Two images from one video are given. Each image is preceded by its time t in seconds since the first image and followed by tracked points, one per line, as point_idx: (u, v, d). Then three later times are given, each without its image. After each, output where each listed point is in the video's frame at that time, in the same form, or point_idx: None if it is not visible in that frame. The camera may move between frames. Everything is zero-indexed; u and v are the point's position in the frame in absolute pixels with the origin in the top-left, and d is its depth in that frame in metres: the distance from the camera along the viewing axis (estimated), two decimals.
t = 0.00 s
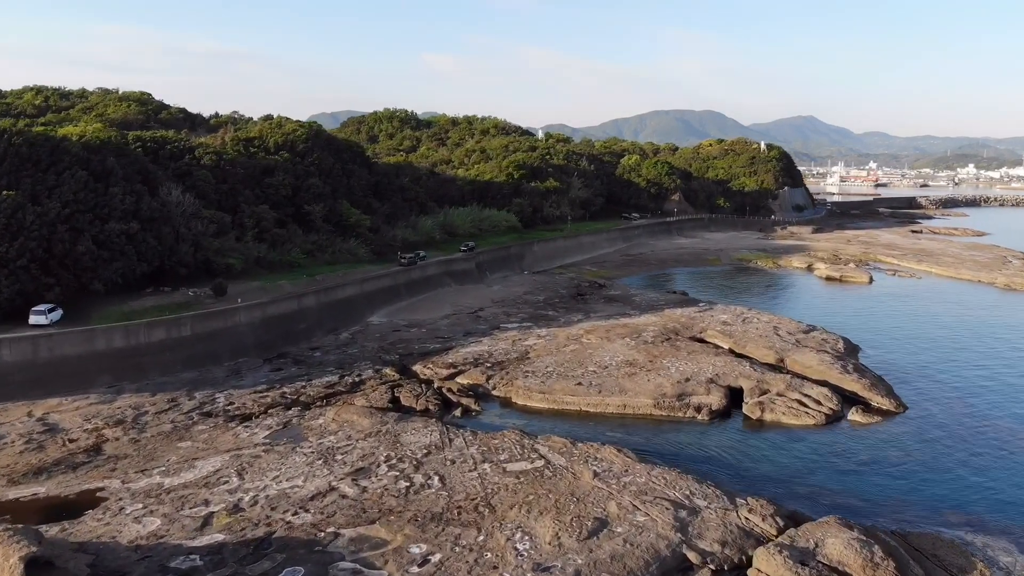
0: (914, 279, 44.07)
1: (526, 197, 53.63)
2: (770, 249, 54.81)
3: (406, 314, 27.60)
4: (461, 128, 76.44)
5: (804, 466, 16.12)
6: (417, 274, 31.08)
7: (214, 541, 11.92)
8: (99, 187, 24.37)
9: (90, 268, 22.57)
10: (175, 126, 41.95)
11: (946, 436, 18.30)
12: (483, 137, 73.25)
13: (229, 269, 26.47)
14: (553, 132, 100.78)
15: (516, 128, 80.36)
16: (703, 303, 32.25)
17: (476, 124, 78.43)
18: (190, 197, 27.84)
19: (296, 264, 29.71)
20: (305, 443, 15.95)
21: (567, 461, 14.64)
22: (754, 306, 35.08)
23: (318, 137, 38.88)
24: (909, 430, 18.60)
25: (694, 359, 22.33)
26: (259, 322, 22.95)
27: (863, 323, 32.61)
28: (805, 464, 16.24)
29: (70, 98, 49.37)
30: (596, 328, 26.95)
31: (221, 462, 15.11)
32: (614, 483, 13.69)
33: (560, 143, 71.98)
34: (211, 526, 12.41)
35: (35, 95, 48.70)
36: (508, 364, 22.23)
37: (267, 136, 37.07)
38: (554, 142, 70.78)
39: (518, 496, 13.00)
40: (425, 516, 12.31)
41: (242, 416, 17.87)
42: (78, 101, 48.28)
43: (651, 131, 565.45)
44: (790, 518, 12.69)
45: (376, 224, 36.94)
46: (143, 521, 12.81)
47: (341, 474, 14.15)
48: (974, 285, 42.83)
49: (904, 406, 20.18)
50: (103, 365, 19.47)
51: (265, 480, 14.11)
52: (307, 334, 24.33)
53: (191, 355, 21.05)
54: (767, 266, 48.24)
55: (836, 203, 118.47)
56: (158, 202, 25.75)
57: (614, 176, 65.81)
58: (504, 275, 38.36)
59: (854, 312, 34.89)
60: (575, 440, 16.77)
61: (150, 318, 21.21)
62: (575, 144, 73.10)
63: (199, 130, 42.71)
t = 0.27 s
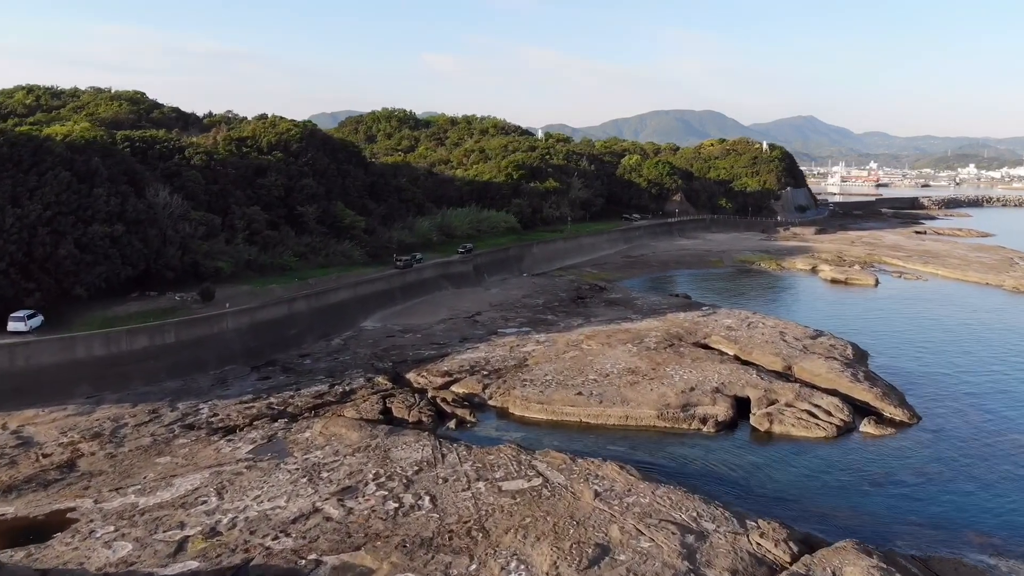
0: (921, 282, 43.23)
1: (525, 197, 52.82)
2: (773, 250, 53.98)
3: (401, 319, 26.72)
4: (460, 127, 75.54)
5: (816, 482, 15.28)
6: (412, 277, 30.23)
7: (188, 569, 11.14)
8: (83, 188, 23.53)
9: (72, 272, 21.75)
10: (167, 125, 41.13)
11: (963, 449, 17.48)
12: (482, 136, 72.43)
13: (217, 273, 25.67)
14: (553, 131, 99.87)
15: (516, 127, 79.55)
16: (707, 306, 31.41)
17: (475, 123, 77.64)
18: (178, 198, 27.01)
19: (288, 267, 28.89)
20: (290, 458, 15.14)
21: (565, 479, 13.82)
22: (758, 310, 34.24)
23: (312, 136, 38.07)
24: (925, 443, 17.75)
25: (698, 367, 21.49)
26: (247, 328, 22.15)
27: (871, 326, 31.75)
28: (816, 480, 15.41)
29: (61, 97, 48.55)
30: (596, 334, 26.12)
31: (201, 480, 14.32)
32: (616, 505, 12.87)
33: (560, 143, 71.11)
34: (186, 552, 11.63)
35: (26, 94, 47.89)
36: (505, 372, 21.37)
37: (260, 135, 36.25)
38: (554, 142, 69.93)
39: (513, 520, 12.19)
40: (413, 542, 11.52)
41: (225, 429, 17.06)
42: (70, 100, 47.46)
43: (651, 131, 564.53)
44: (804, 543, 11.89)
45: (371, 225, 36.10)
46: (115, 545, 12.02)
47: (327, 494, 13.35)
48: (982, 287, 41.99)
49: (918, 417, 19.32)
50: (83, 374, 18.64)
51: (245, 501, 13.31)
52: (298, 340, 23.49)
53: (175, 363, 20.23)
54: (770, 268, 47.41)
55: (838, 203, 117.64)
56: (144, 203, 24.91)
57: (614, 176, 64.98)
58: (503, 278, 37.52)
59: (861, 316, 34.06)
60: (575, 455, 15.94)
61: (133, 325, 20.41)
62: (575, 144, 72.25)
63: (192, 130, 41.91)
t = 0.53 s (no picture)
0: (927, 285, 42.41)
1: (524, 198, 52.00)
2: (775, 252, 53.16)
3: (394, 324, 25.84)
4: (459, 127, 74.68)
5: (827, 501, 14.47)
6: (407, 281, 29.34)
7: None
8: (63, 189, 22.68)
9: (51, 277, 20.90)
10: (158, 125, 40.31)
11: (981, 463, 16.64)
12: (481, 136, 71.61)
13: (203, 277, 24.84)
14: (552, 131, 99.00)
15: (515, 127, 78.74)
16: (709, 311, 30.59)
17: (474, 123, 76.84)
18: (165, 200, 26.16)
19: (277, 270, 28.06)
20: (271, 476, 14.32)
21: (562, 500, 12.98)
22: (762, 314, 33.41)
23: (306, 135, 37.26)
24: (940, 457, 16.93)
25: (701, 376, 20.65)
26: (232, 335, 21.31)
27: (878, 331, 30.92)
28: (827, 498, 14.59)
29: (52, 96, 47.73)
30: (596, 340, 25.27)
31: (175, 501, 13.50)
32: (617, 531, 12.04)
33: (560, 143, 70.29)
34: None
35: (16, 92, 47.06)
36: (501, 380, 20.55)
37: (251, 135, 35.44)
38: (553, 142, 69.11)
39: (506, 547, 11.38)
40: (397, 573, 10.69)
41: (205, 443, 16.23)
42: (61, 99, 46.64)
43: (651, 131, 563.71)
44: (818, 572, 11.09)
45: (366, 227, 35.26)
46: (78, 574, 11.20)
47: (307, 517, 12.53)
48: (989, 290, 41.16)
49: (931, 428, 18.48)
50: (58, 384, 17.81)
51: (220, 525, 12.49)
52: (286, 348, 22.65)
53: (156, 372, 19.40)
54: (773, 270, 46.59)
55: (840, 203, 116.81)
56: (128, 205, 24.08)
57: (614, 177, 64.17)
58: (500, 281, 36.66)
59: (867, 319, 33.23)
60: (573, 472, 15.10)
61: (112, 332, 19.59)
62: (574, 145, 71.41)
63: (184, 129, 41.12)
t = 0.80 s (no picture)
0: (932, 287, 41.60)
1: (522, 199, 51.18)
2: (777, 254, 52.33)
3: (385, 330, 24.95)
4: (457, 127, 73.89)
5: (837, 522, 13.64)
6: (400, 285, 28.44)
7: None
8: (42, 190, 21.80)
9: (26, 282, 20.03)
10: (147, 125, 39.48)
11: (998, 479, 15.81)
12: (479, 136, 70.79)
13: (188, 282, 24.00)
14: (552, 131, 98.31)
15: (514, 127, 77.94)
16: (711, 315, 29.75)
17: (472, 123, 76.04)
18: (149, 202, 25.31)
19: (265, 274, 27.23)
20: (247, 497, 13.48)
21: (555, 524, 12.15)
22: (765, 318, 32.58)
23: (298, 135, 36.45)
24: (954, 472, 16.11)
25: (703, 385, 19.80)
26: (215, 343, 20.46)
27: (885, 335, 30.09)
28: (838, 519, 13.75)
29: (41, 95, 46.89)
30: (594, 346, 24.42)
31: (144, 524, 12.66)
32: (614, 559, 11.24)
33: (559, 143, 69.51)
34: None
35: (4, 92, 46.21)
36: (494, 389, 19.69)
37: (242, 135, 34.62)
38: (552, 142, 68.29)
39: None
40: None
41: (181, 460, 15.40)
42: (50, 98, 45.80)
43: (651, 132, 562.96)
44: None
45: (358, 229, 34.44)
46: None
47: (283, 543, 11.70)
48: (996, 293, 40.35)
49: (944, 441, 17.64)
50: (29, 396, 16.95)
51: (190, 552, 11.66)
52: (271, 356, 21.80)
53: (134, 383, 18.55)
54: (775, 272, 45.76)
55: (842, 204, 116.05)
56: (110, 207, 23.23)
57: (614, 178, 63.37)
58: (497, 284, 35.81)
59: (873, 323, 32.38)
60: (568, 491, 14.28)
61: (89, 340, 18.76)
62: (574, 145, 70.61)
63: (174, 129, 40.30)
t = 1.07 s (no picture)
0: (937, 290, 40.78)
1: (520, 200, 50.35)
2: (779, 256, 51.51)
3: (375, 336, 24.06)
4: (454, 127, 73.09)
5: (846, 547, 12.81)
6: (391, 289, 27.55)
7: None
8: (17, 192, 20.94)
9: None
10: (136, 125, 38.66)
11: (1016, 497, 14.98)
12: (477, 136, 69.96)
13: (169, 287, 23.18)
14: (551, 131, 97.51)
15: (512, 127, 77.13)
16: (711, 320, 28.92)
17: (470, 123, 75.21)
18: (131, 204, 24.47)
19: (252, 278, 26.41)
20: (218, 520, 12.66)
21: (544, 552, 11.32)
22: (767, 323, 31.73)
23: (289, 135, 35.63)
24: (968, 489, 15.29)
25: (704, 396, 18.96)
26: (194, 352, 19.64)
27: (891, 340, 29.26)
28: (847, 543, 12.93)
29: (30, 95, 46.06)
30: (591, 353, 23.59)
31: (106, 550, 11.84)
32: None
33: (557, 143, 68.69)
34: None
35: None
36: (485, 399, 18.84)
37: (231, 135, 33.81)
38: (551, 142, 67.47)
39: None
40: None
41: (152, 479, 14.58)
42: (39, 97, 44.96)
43: (651, 132, 562.20)
44: None
45: (350, 232, 33.60)
46: None
47: (251, 573, 10.88)
48: (1002, 296, 39.54)
49: (956, 456, 16.79)
50: None
51: None
52: (254, 364, 20.98)
53: (108, 394, 17.73)
54: (777, 275, 44.94)
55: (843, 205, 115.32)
56: (89, 210, 22.40)
57: (613, 178, 62.54)
58: (492, 287, 34.96)
59: (877, 327, 31.54)
60: (561, 513, 13.45)
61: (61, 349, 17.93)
62: (573, 145, 69.79)
63: (164, 129, 39.49)
